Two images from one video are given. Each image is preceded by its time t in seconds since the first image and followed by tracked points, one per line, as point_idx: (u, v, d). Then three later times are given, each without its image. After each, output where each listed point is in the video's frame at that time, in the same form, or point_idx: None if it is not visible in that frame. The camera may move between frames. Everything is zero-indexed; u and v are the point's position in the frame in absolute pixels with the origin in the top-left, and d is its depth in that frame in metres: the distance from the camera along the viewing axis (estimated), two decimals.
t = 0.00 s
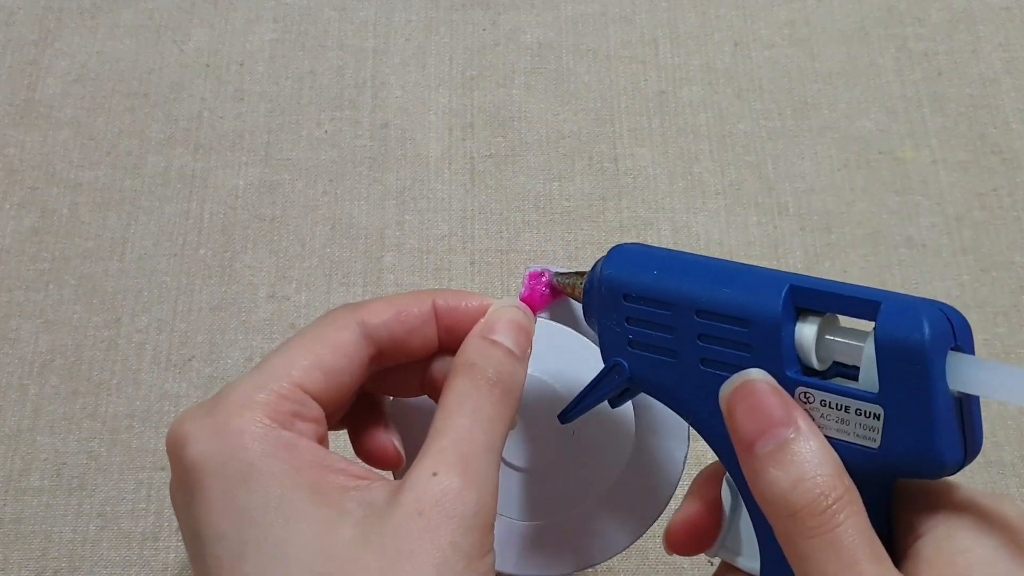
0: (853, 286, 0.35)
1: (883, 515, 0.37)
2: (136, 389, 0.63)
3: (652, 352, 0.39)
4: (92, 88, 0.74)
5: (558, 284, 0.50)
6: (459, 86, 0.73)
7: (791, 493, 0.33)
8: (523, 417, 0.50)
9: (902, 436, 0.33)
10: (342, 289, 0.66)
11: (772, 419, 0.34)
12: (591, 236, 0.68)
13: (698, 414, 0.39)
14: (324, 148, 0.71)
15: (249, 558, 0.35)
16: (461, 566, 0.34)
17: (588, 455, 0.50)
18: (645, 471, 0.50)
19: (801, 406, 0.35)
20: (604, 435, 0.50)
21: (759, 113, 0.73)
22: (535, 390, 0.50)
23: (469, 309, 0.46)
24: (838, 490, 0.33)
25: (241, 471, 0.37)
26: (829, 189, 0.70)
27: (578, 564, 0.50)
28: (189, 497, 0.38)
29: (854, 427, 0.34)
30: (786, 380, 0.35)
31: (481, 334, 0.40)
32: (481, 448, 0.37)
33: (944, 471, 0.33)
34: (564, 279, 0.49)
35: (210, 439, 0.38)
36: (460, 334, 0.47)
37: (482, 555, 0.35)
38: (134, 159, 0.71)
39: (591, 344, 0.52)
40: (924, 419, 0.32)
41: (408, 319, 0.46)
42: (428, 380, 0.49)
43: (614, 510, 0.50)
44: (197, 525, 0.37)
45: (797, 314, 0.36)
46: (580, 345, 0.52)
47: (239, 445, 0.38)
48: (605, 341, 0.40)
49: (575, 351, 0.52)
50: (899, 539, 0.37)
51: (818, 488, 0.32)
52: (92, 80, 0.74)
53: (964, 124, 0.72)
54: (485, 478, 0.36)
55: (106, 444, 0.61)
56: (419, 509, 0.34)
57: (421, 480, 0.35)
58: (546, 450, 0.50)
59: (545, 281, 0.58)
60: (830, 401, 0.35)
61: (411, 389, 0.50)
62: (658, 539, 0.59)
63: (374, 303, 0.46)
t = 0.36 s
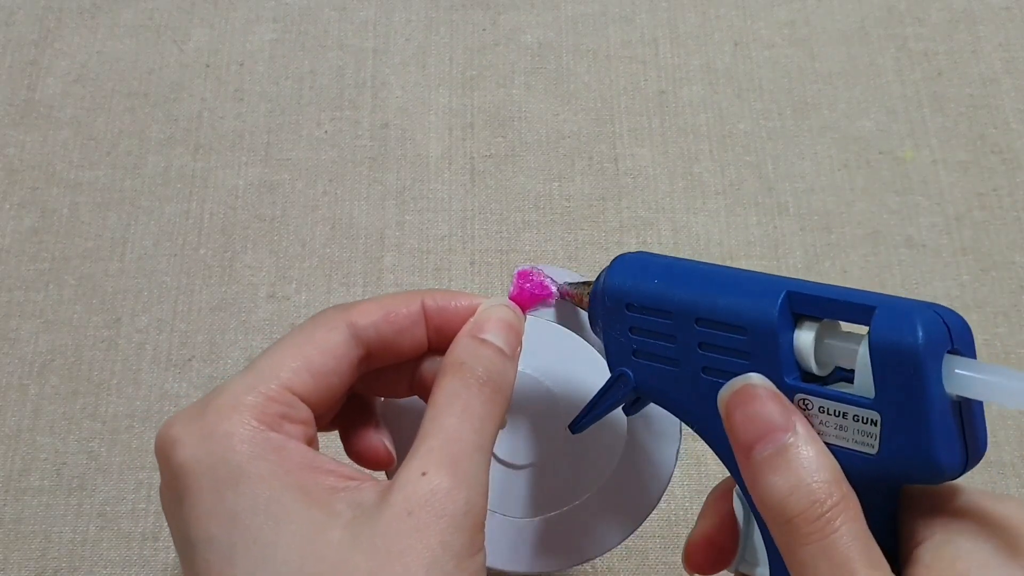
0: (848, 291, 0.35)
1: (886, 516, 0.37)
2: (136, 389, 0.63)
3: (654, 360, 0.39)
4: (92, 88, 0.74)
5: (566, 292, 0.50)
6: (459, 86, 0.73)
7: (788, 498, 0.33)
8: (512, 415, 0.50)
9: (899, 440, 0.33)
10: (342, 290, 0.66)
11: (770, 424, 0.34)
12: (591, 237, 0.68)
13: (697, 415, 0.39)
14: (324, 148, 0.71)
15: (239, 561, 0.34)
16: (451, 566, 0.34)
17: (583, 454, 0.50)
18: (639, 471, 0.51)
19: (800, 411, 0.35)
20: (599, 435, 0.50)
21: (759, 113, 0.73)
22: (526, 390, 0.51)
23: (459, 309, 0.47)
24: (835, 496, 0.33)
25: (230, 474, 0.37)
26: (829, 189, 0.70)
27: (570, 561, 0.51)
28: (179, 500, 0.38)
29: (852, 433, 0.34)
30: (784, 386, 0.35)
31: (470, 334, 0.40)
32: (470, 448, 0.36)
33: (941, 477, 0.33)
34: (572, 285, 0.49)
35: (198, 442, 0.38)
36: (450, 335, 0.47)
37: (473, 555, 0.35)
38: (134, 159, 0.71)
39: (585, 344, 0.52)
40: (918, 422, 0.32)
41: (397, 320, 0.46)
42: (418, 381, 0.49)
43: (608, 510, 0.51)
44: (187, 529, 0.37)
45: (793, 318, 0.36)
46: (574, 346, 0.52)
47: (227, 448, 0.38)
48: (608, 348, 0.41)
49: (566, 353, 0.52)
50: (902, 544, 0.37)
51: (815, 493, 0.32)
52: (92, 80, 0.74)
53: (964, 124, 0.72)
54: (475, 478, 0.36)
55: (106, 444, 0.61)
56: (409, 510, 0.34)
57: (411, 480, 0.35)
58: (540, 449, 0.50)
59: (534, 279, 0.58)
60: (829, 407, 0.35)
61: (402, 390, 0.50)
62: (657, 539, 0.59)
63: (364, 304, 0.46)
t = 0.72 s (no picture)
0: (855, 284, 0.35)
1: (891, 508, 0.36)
2: (136, 389, 0.63)
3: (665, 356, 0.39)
4: (92, 88, 0.74)
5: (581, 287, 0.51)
6: (460, 86, 0.73)
7: (792, 493, 0.33)
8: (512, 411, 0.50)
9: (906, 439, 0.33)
10: (342, 290, 0.66)
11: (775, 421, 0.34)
12: (591, 237, 0.68)
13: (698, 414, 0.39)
14: (324, 148, 0.71)
15: (240, 558, 0.34)
16: (451, 562, 0.34)
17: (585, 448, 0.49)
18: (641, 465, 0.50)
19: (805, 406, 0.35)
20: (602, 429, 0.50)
21: (759, 113, 0.73)
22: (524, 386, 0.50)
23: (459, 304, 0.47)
24: (839, 491, 0.32)
25: (230, 472, 0.37)
26: (829, 189, 0.70)
27: (574, 556, 0.50)
28: (180, 499, 0.37)
29: (857, 427, 0.34)
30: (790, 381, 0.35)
31: (470, 330, 0.40)
32: (470, 444, 0.36)
33: (946, 470, 0.33)
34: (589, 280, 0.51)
35: (198, 440, 0.38)
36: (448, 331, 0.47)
37: (473, 551, 0.35)
38: (134, 159, 0.71)
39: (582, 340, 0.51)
40: (922, 416, 0.32)
41: (396, 316, 0.46)
42: (417, 377, 0.49)
43: (609, 504, 0.50)
44: (188, 526, 0.37)
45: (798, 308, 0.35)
46: (572, 341, 0.51)
47: (227, 445, 0.37)
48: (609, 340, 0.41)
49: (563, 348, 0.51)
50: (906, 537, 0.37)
51: (818, 488, 0.32)
52: (92, 80, 0.74)
53: (964, 124, 0.72)
54: (476, 474, 0.36)
55: (106, 444, 0.61)
56: (409, 506, 0.34)
57: (411, 475, 0.35)
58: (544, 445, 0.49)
59: (531, 275, 0.61)
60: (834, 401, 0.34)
61: (401, 385, 0.50)
62: (658, 538, 0.58)
63: (362, 301, 0.46)
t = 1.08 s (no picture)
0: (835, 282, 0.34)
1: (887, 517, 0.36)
2: (136, 389, 0.63)
3: (668, 365, 0.41)
4: (92, 88, 0.74)
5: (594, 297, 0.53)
6: (460, 86, 0.73)
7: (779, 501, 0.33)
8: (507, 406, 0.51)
9: (883, 444, 0.32)
10: (342, 290, 0.66)
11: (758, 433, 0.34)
12: (591, 236, 0.68)
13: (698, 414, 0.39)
14: (324, 148, 0.71)
15: (237, 556, 0.34)
16: (450, 559, 0.34)
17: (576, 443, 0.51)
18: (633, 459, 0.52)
19: (789, 414, 0.35)
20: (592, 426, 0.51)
21: (759, 113, 0.73)
22: (521, 381, 0.52)
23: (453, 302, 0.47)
24: (825, 498, 0.33)
25: (226, 470, 0.37)
26: (829, 189, 0.70)
27: (565, 550, 0.51)
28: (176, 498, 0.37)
29: (838, 430, 0.34)
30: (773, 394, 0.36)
31: (464, 326, 0.40)
32: (466, 441, 0.36)
33: (925, 470, 0.32)
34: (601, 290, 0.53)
35: (193, 438, 0.38)
36: (444, 328, 0.47)
37: (469, 548, 0.35)
38: (134, 159, 0.71)
39: (580, 335, 0.53)
40: (894, 416, 0.31)
41: (390, 314, 0.46)
42: (413, 374, 0.49)
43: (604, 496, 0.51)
44: (184, 524, 0.37)
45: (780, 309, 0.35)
46: (570, 336, 0.53)
47: (223, 444, 0.37)
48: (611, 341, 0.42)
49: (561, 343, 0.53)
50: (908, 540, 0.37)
51: (804, 496, 0.33)
52: (92, 80, 0.74)
53: (964, 124, 0.72)
54: (472, 471, 0.36)
55: (106, 444, 0.61)
56: (406, 502, 0.35)
57: (408, 473, 0.35)
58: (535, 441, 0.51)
59: (525, 271, 0.59)
60: (815, 404, 0.34)
61: (396, 382, 0.50)
62: (658, 539, 0.58)
63: (356, 299, 0.46)
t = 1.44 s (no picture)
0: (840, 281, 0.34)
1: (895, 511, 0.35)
2: (136, 389, 0.63)
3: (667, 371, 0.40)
4: (92, 88, 0.74)
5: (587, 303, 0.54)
6: (459, 86, 0.73)
7: (783, 500, 0.33)
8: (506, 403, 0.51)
9: (896, 439, 0.32)
10: (342, 290, 0.66)
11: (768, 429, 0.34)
12: (591, 236, 0.68)
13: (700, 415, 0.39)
14: (324, 148, 0.71)
15: (237, 559, 0.34)
16: (451, 558, 0.34)
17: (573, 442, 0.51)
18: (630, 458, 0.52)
19: (798, 415, 0.35)
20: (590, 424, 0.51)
21: (758, 113, 0.73)
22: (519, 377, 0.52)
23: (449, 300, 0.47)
24: (833, 496, 0.33)
25: (224, 472, 0.37)
26: (829, 189, 0.70)
27: (562, 548, 0.51)
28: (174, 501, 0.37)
29: (850, 429, 0.34)
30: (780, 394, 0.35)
31: (461, 326, 0.40)
32: (465, 441, 0.36)
33: (939, 465, 0.32)
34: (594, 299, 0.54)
35: (191, 440, 0.38)
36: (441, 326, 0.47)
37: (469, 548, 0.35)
38: (134, 159, 0.71)
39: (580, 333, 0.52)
40: (909, 409, 0.31)
41: (386, 314, 0.46)
42: (409, 373, 0.49)
43: (601, 495, 0.51)
44: (183, 528, 0.36)
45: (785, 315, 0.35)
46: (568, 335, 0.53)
47: (220, 445, 0.37)
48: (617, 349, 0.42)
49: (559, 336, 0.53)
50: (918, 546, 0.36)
51: (813, 493, 0.33)
52: (92, 80, 0.74)
53: (964, 124, 0.72)
54: (471, 472, 0.36)
55: (106, 444, 0.61)
56: (405, 504, 0.34)
57: (407, 474, 0.35)
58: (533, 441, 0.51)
59: (519, 269, 0.58)
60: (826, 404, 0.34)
61: (392, 380, 0.50)
62: (658, 539, 0.58)
63: (352, 299, 0.46)
